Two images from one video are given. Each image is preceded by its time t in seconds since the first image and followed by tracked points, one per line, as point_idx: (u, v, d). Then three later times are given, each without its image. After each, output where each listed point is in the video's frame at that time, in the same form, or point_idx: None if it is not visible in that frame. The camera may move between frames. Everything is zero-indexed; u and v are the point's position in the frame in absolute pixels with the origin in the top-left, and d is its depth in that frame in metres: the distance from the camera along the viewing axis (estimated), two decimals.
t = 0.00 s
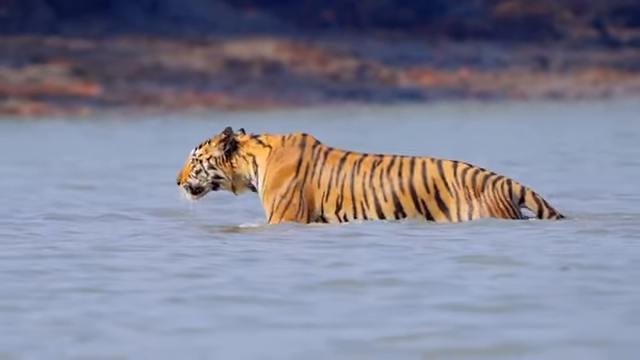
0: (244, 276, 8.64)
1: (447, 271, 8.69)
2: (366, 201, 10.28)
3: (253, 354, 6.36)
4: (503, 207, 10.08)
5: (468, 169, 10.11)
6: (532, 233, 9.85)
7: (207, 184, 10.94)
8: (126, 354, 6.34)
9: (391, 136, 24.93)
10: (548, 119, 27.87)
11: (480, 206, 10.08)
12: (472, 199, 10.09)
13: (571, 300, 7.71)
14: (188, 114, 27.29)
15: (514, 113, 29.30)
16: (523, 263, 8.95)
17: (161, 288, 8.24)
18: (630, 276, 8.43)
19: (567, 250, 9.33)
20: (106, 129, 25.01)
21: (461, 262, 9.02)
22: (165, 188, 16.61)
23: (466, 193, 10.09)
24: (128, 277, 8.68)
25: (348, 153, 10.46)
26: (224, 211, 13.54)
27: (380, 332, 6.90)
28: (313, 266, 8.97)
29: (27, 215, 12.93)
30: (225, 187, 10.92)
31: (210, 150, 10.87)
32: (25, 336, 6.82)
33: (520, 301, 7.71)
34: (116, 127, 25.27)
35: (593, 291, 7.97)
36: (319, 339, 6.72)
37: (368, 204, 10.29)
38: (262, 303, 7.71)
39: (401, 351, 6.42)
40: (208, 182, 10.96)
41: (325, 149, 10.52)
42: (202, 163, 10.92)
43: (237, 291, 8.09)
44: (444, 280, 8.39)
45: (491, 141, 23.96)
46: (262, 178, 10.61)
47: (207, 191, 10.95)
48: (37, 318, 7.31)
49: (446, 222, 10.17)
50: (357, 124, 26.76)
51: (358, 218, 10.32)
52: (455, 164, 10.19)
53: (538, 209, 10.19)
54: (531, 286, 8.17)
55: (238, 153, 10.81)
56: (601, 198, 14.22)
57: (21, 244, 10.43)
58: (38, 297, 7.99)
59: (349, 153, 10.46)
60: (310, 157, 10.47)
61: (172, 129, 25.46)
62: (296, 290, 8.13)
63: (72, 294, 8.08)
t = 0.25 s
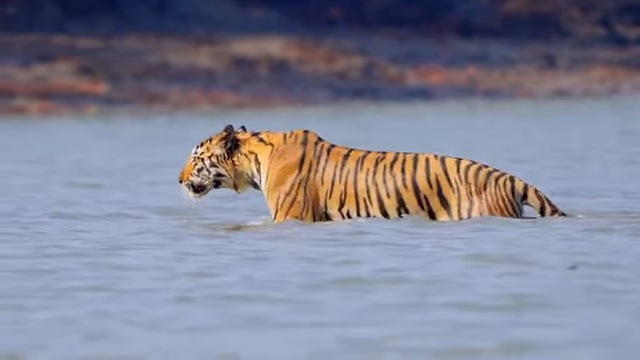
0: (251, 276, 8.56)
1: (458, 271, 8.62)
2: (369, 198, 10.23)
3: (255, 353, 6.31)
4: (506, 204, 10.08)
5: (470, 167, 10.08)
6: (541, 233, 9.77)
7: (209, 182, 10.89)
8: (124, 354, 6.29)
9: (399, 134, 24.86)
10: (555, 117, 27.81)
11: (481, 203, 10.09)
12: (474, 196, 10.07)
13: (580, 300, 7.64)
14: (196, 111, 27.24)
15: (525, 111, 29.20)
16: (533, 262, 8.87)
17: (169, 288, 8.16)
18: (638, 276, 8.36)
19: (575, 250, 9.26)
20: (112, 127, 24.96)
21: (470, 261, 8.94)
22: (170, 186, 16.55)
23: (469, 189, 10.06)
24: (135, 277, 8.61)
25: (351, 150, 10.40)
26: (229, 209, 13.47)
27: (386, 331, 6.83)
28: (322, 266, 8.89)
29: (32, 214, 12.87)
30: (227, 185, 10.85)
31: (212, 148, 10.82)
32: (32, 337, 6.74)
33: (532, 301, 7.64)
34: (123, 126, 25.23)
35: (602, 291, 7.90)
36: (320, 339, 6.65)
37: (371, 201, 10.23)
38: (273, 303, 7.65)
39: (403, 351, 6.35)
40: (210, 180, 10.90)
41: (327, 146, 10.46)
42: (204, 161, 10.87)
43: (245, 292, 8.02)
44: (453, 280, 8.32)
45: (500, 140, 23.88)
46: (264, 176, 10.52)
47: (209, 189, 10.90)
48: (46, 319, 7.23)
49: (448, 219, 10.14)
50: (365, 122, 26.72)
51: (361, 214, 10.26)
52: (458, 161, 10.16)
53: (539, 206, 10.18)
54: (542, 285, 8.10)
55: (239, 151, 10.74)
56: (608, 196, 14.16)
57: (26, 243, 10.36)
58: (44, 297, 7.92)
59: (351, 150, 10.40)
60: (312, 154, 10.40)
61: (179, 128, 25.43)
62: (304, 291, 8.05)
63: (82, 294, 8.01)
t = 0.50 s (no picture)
0: (257, 274, 8.61)
1: (463, 269, 8.66)
2: (373, 195, 10.28)
3: (259, 352, 6.34)
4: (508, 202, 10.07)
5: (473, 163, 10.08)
6: (545, 233, 9.81)
7: (211, 179, 10.97)
8: (130, 353, 6.32)
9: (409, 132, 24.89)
10: (565, 115, 27.83)
11: (483, 200, 10.07)
12: (477, 194, 10.07)
13: (582, 298, 7.66)
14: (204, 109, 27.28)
15: (533, 109, 29.21)
16: (538, 260, 8.91)
17: (174, 287, 8.21)
18: None
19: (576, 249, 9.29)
20: (122, 125, 25.02)
21: (474, 260, 8.98)
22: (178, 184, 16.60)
23: (471, 187, 10.05)
24: (141, 275, 8.66)
25: (355, 147, 10.46)
26: (234, 208, 13.51)
27: (390, 331, 6.86)
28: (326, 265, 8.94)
29: (37, 212, 12.92)
30: (228, 182, 10.92)
31: (213, 145, 10.91)
32: (40, 335, 6.79)
33: (541, 299, 7.67)
34: (131, 124, 25.27)
35: (604, 289, 7.92)
36: (322, 338, 6.68)
37: (375, 198, 10.29)
38: (281, 302, 7.69)
39: (404, 351, 6.38)
40: (212, 177, 10.98)
41: (332, 143, 10.52)
42: (206, 158, 10.96)
43: (251, 290, 8.07)
44: (458, 278, 8.36)
45: (507, 138, 23.90)
46: (268, 173, 10.58)
47: (211, 186, 10.97)
48: (53, 317, 7.28)
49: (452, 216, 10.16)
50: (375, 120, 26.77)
51: (365, 212, 10.32)
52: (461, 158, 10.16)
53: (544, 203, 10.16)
54: (548, 283, 8.14)
55: (241, 148, 10.82)
56: (613, 194, 14.18)
57: (32, 241, 10.41)
58: (49, 295, 7.98)
59: (356, 147, 10.46)
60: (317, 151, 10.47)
61: (189, 125, 25.49)
62: (310, 289, 8.10)
63: (88, 292, 8.06)
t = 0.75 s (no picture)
0: (262, 274, 8.57)
1: (470, 268, 8.62)
2: (376, 193, 10.28)
3: (263, 352, 6.30)
4: (509, 198, 10.08)
5: (476, 160, 10.08)
6: (552, 233, 9.77)
7: (213, 176, 10.91)
8: (133, 354, 6.28)
9: (415, 130, 24.95)
10: (574, 114, 27.85)
11: (484, 196, 10.08)
12: (479, 191, 10.07)
13: (589, 297, 7.62)
14: (211, 106, 27.23)
15: (540, 108, 29.15)
16: (545, 260, 8.88)
17: (178, 287, 8.17)
18: None
19: (582, 247, 9.25)
20: (130, 122, 25.08)
21: (480, 259, 8.95)
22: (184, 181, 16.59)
23: (472, 183, 10.04)
24: (145, 276, 8.62)
25: (358, 144, 10.45)
26: (240, 206, 13.49)
27: (392, 331, 6.82)
28: (331, 264, 8.90)
29: (39, 211, 12.87)
30: (231, 179, 10.87)
31: (216, 142, 10.84)
32: (46, 335, 6.76)
33: (549, 298, 7.64)
34: (138, 122, 25.22)
35: (611, 288, 7.89)
36: (325, 338, 6.65)
37: (378, 196, 10.29)
38: (287, 301, 7.66)
39: (409, 350, 6.34)
40: (214, 174, 10.92)
41: (334, 140, 10.51)
42: (207, 155, 10.90)
43: (256, 289, 8.03)
44: (464, 278, 8.32)
45: (514, 137, 23.85)
46: (271, 170, 10.55)
47: (214, 183, 10.91)
48: (57, 317, 7.25)
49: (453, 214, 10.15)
50: (383, 118, 26.78)
51: (367, 209, 10.33)
52: (463, 155, 10.16)
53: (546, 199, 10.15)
54: (555, 282, 8.10)
55: (244, 145, 10.77)
56: (618, 193, 14.15)
57: (36, 241, 10.36)
58: (53, 295, 7.94)
59: (359, 144, 10.45)
60: (320, 147, 10.45)
61: (196, 122, 25.53)
62: (315, 288, 8.06)
63: (92, 292, 8.02)
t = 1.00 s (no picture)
0: (267, 274, 8.58)
1: (475, 268, 8.63)
2: (379, 190, 10.35)
3: (275, 353, 6.30)
4: (510, 195, 10.15)
5: (478, 157, 10.15)
6: (558, 232, 9.78)
7: (216, 173, 10.94)
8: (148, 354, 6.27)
9: (424, 129, 24.94)
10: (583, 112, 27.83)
11: (485, 193, 10.15)
12: (481, 187, 10.14)
13: (597, 297, 7.62)
14: (219, 104, 27.22)
15: (547, 106, 29.15)
16: (552, 259, 8.88)
17: (183, 286, 8.18)
18: None
19: (591, 247, 9.25)
20: (139, 121, 25.08)
21: (486, 258, 8.95)
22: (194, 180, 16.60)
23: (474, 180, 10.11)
24: (150, 275, 8.62)
25: (361, 142, 10.50)
26: (249, 204, 13.50)
27: (403, 330, 6.83)
28: (336, 263, 8.91)
29: (43, 210, 12.86)
30: (233, 176, 10.90)
31: (219, 138, 10.89)
32: (53, 335, 6.76)
33: (557, 297, 7.65)
34: (146, 121, 25.20)
35: (620, 289, 7.89)
36: (337, 337, 6.65)
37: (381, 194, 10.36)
38: (293, 301, 7.67)
39: (421, 350, 6.34)
40: (217, 171, 10.96)
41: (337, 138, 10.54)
42: (210, 152, 10.94)
43: (261, 289, 8.03)
44: (472, 277, 8.33)
45: (523, 136, 23.84)
46: (275, 169, 10.57)
47: (216, 180, 10.95)
48: (64, 318, 7.25)
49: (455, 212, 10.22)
50: (391, 117, 26.77)
51: (370, 205, 10.40)
52: (465, 152, 10.23)
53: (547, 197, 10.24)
54: (562, 282, 8.11)
55: (247, 142, 10.80)
56: (627, 192, 14.15)
57: (41, 240, 10.37)
58: (58, 294, 7.94)
59: (362, 142, 10.50)
60: (323, 145, 10.49)
61: (206, 120, 25.53)
62: (323, 287, 8.07)
63: (97, 291, 8.02)
